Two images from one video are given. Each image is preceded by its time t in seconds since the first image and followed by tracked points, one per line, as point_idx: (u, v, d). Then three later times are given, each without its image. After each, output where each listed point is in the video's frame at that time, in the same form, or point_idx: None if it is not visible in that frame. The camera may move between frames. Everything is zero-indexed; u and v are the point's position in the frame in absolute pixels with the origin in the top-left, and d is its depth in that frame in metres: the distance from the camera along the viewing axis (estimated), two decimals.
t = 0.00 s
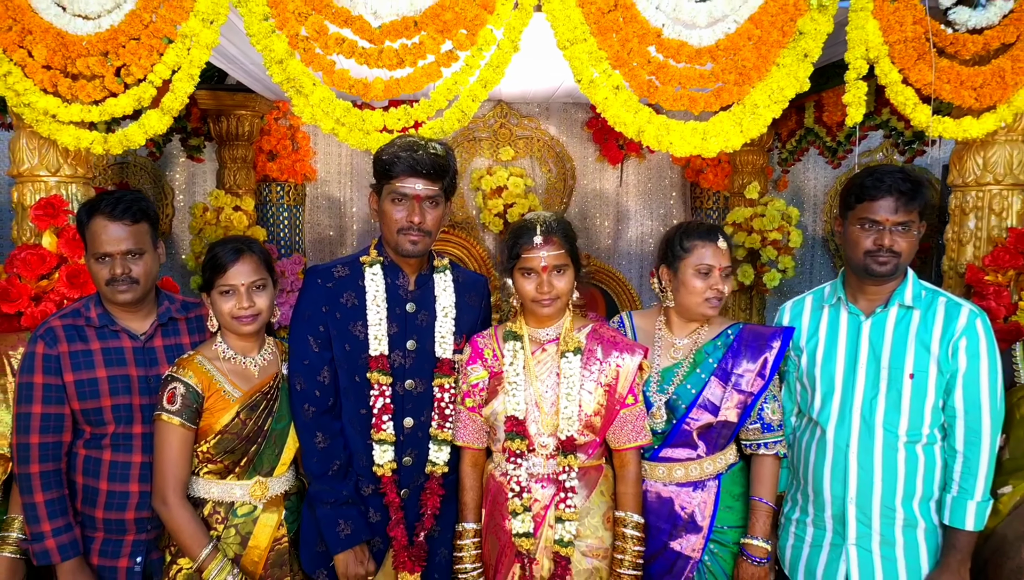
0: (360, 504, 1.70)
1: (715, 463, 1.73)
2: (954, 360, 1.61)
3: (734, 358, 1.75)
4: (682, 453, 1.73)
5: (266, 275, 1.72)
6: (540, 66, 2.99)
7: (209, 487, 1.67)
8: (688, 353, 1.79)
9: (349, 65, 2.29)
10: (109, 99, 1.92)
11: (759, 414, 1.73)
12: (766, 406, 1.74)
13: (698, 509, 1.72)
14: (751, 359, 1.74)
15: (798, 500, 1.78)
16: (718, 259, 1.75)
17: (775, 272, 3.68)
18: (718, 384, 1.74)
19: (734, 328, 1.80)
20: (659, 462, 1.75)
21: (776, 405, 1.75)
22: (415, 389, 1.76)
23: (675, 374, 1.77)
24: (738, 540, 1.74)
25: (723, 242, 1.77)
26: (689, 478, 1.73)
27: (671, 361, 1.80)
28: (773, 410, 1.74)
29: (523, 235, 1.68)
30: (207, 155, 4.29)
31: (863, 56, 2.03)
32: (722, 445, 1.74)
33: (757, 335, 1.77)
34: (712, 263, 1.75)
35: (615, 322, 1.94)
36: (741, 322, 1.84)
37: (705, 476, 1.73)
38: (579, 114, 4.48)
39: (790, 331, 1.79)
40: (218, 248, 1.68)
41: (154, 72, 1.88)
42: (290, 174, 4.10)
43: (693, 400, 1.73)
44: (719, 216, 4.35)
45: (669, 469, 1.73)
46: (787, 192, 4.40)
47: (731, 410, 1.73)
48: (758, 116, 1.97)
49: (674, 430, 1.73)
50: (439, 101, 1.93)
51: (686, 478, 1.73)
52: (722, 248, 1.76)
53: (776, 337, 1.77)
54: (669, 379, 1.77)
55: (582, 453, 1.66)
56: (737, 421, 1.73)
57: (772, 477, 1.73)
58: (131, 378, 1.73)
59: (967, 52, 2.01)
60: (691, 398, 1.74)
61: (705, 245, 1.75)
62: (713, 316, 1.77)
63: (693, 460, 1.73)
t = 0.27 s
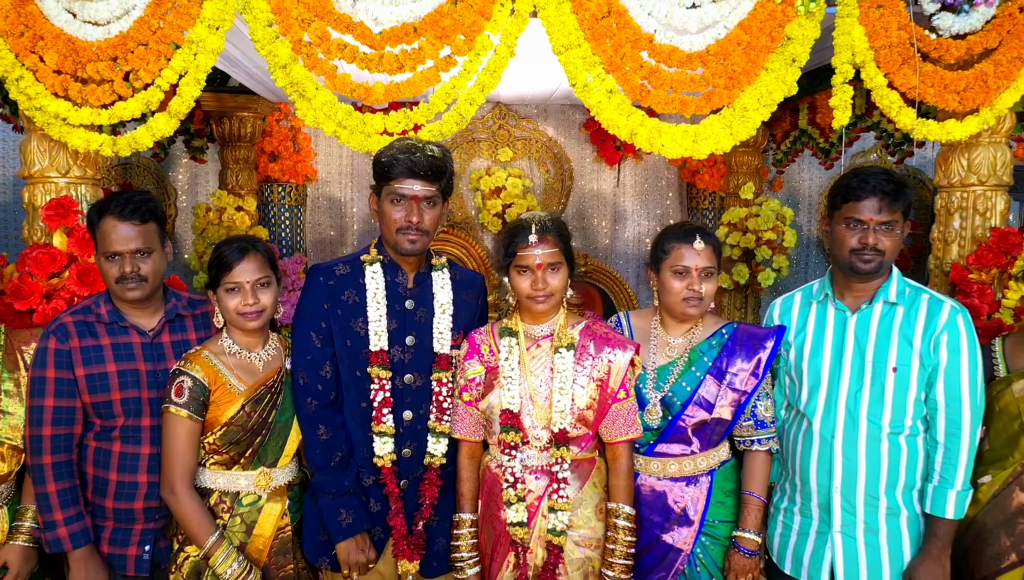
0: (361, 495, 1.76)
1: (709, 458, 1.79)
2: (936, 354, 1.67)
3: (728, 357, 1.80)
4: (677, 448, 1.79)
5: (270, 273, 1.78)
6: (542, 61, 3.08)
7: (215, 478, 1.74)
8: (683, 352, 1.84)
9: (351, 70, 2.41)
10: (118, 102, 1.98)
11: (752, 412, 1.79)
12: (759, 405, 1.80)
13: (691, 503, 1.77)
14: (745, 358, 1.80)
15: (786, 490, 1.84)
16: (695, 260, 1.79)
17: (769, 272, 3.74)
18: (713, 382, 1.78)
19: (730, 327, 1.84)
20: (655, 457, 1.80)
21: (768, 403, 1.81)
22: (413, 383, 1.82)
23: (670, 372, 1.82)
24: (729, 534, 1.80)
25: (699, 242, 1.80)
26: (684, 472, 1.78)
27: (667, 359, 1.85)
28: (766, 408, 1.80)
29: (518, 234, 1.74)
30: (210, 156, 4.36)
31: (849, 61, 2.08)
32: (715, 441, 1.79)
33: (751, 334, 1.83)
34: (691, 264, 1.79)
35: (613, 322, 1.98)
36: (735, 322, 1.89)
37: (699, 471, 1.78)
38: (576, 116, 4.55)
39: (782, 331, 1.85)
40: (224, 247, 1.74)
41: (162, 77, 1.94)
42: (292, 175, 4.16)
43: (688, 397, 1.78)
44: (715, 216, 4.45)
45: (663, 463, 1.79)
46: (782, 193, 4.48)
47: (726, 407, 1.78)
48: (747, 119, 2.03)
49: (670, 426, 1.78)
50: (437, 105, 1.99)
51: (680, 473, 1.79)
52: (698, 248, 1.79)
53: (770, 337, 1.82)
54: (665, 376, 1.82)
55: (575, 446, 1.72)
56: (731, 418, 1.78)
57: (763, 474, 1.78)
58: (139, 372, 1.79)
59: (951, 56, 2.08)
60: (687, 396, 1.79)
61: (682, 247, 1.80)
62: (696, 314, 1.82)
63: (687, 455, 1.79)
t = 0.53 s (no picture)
0: (363, 485, 1.83)
1: (704, 453, 1.84)
2: (916, 350, 1.74)
3: (728, 356, 1.84)
4: (672, 443, 1.83)
5: (275, 272, 1.86)
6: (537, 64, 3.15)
7: (222, 469, 1.81)
8: (684, 349, 1.87)
9: (351, 77, 2.56)
10: (127, 108, 2.05)
11: (751, 411, 1.84)
12: (756, 404, 1.85)
13: (686, 496, 1.82)
14: (743, 358, 1.83)
15: (773, 481, 1.90)
16: (696, 258, 1.82)
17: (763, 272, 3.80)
18: (710, 380, 1.82)
19: (731, 328, 1.88)
20: (652, 451, 1.85)
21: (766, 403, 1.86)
22: (413, 378, 1.89)
23: (670, 368, 1.85)
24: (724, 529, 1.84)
25: (702, 240, 1.83)
26: (678, 467, 1.83)
27: (667, 356, 1.88)
28: (762, 407, 1.84)
29: (513, 232, 1.82)
30: (213, 158, 4.44)
31: (834, 67, 2.15)
32: (711, 436, 1.84)
33: (751, 336, 1.86)
34: (693, 262, 1.83)
35: (618, 317, 2.00)
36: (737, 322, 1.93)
37: (694, 465, 1.83)
38: (573, 118, 4.63)
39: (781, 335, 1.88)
40: (231, 247, 1.81)
41: (170, 83, 2.01)
42: (293, 176, 4.24)
43: (685, 393, 1.82)
44: (710, 216, 4.48)
45: (658, 457, 1.84)
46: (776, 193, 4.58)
47: (721, 405, 1.82)
48: (735, 124, 2.10)
49: (665, 420, 1.82)
50: (436, 110, 2.05)
51: (675, 467, 1.84)
52: (700, 246, 1.82)
53: (771, 341, 1.86)
54: (664, 372, 1.85)
55: (567, 438, 1.79)
56: (727, 415, 1.83)
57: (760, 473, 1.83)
58: (149, 367, 1.86)
59: (932, 63, 2.15)
60: (683, 391, 1.83)
61: (684, 245, 1.84)
62: (696, 311, 1.85)
63: (681, 449, 1.83)
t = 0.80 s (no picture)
0: (363, 478, 1.90)
1: (697, 453, 1.85)
2: (895, 349, 1.78)
3: (721, 358, 1.84)
4: (664, 443, 1.86)
5: (279, 273, 1.93)
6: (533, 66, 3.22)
7: (227, 461, 1.88)
8: (680, 352, 1.88)
9: (351, 83, 2.66)
10: (136, 115, 2.13)
11: (742, 412, 1.84)
12: (748, 406, 1.84)
13: (677, 494, 1.84)
14: (738, 360, 1.84)
15: (760, 475, 1.95)
16: (693, 263, 1.84)
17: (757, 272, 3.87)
18: (701, 382, 1.83)
19: (727, 331, 1.88)
20: (647, 450, 1.88)
21: (760, 405, 1.85)
22: (412, 375, 1.96)
23: (664, 370, 1.87)
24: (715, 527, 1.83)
25: (699, 245, 1.85)
26: (671, 465, 1.85)
27: (664, 358, 1.89)
28: (754, 410, 1.83)
29: (508, 234, 1.89)
30: (216, 160, 4.52)
31: (818, 75, 2.22)
32: (704, 438, 1.85)
33: (748, 340, 1.86)
34: (690, 266, 1.85)
35: (619, 319, 2.03)
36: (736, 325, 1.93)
37: (686, 465, 1.85)
38: (570, 121, 4.71)
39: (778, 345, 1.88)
40: (237, 249, 1.88)
41: (177, 91, 2.09)
42: (294, 178, 4.32)
43: (677, 395, 1.83)
44: (704, 217, 4.56)
45: (653, 456, 1.87)
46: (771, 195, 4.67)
47: (712, 406, 1.83)
48: (722, 130, 2.18)
49: (658, 420, 1.85)
50: (433, 116, 2.12)
51: (667, 466, 1.86)
52: (697, 252, 1.84)
53: (766, 345, 1.85)
54: (659, 374, 1.87)
55: (560, 433, 1.86)
56: (718, 417, 1.84)
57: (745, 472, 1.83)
58: (157, 364, 1.94)
59: (912, 70, 2.22)
60: (676, 392, 1.84)
61: (683, 250, 1.86)
62: (692, 314, 1.86)
63: (675, 449, 1.85)
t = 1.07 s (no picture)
0: (364, 472, 1.97)
1: (687, 450, 1.90)
2: (875, 349, 1.83)
3: (709, 357, 1.89)
4: (655, 439, 1.91)
5: (282, 274, 2.00)
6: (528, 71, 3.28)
7: (232, 456, 1.95)
8: (672, 351, 1.93)
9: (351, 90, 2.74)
10: (143, 120, 2.19)
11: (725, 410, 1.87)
12: (732, 405, 1.87)
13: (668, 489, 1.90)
14: (726, 359, 1.88)
15: (749, 469, 2.02)
16: (681, 265, 1.89)
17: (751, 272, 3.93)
18: (689, 381, 1.88)
19: (717, 331, 1.92)
20: (640, 446, 1.93)
21: (742, 404, 1.88)
22: (411, 372, 2.03)
23: (657, 369, 1.92)
24: (704, 521, 1.90)
25: (687, 247, 1.89)
26: (662, 461, 1.91)
27: (656, 357, 1.95)
28: (737, 408, 1.86)
29: (504, 236, 1.95)
30: (218, 162, 4.59)
31: (804, 81, 2.29)
32: (694, 435, 1.90)
33: (736, 339, 1.90)
34: (679, 268, 1.90)
35: (617, 320, 2.09)
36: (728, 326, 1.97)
37: (677, 461, 1.90)
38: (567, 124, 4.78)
39: (767, 343, 1.90)
40: (241, 251, 1.95)
41: (182, 97, 2.16)
42: (295, 180, 4.40)
43: (668, 392, 1.89)
44: (700, 218, 4.65)
45: (644, 451, 1.92)
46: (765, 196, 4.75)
47: (701, 405, 1.87)
48: (711, 135, 2.25)
49: (649, 417, 1.91)
50: (431, 122, 2.19)
51: (658, 461, 1.91)
52: (685, 254, 1.88)
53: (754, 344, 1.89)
54: (651, 372, 1.92)
55: (554, 428, 1.93)
56: (707, 415, 1.88)
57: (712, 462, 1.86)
58: (165, 362, 2.01)
59: (896, 77, 2.29)
60: (666, 391, 1.90)
61: (671, 253, 1.90)
62: (683, 314, 1.92)
63: (666, 446, 1.90)
